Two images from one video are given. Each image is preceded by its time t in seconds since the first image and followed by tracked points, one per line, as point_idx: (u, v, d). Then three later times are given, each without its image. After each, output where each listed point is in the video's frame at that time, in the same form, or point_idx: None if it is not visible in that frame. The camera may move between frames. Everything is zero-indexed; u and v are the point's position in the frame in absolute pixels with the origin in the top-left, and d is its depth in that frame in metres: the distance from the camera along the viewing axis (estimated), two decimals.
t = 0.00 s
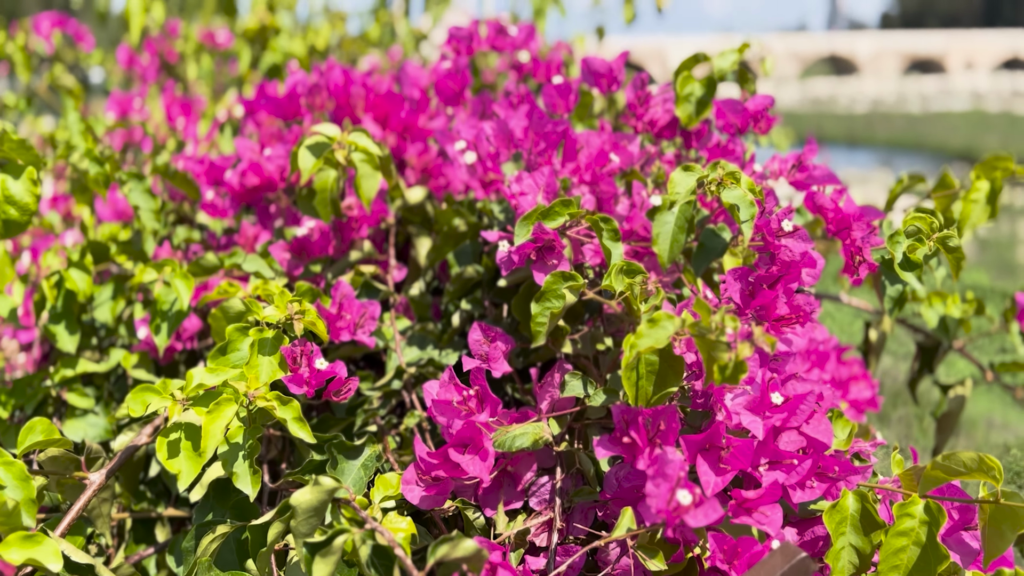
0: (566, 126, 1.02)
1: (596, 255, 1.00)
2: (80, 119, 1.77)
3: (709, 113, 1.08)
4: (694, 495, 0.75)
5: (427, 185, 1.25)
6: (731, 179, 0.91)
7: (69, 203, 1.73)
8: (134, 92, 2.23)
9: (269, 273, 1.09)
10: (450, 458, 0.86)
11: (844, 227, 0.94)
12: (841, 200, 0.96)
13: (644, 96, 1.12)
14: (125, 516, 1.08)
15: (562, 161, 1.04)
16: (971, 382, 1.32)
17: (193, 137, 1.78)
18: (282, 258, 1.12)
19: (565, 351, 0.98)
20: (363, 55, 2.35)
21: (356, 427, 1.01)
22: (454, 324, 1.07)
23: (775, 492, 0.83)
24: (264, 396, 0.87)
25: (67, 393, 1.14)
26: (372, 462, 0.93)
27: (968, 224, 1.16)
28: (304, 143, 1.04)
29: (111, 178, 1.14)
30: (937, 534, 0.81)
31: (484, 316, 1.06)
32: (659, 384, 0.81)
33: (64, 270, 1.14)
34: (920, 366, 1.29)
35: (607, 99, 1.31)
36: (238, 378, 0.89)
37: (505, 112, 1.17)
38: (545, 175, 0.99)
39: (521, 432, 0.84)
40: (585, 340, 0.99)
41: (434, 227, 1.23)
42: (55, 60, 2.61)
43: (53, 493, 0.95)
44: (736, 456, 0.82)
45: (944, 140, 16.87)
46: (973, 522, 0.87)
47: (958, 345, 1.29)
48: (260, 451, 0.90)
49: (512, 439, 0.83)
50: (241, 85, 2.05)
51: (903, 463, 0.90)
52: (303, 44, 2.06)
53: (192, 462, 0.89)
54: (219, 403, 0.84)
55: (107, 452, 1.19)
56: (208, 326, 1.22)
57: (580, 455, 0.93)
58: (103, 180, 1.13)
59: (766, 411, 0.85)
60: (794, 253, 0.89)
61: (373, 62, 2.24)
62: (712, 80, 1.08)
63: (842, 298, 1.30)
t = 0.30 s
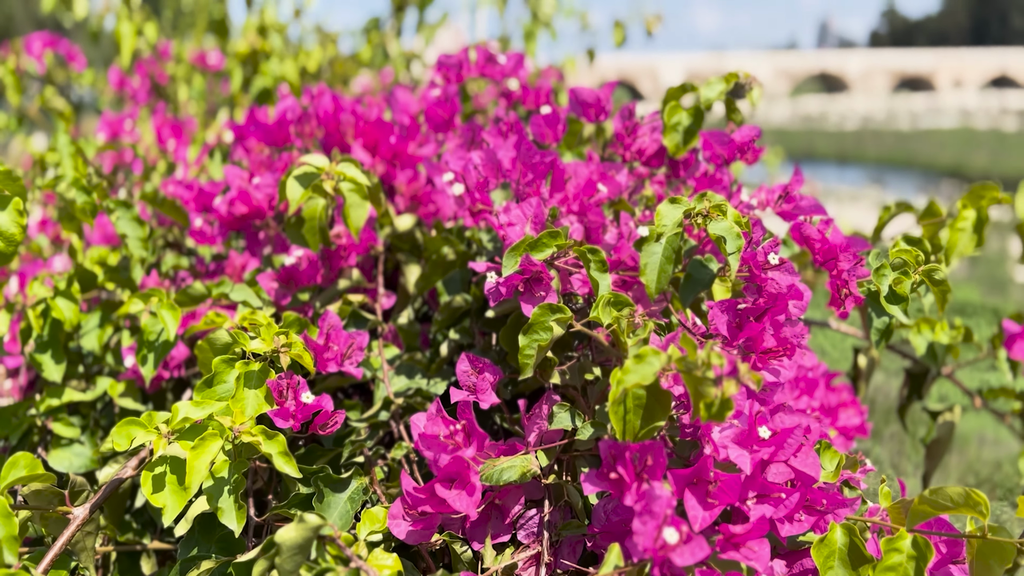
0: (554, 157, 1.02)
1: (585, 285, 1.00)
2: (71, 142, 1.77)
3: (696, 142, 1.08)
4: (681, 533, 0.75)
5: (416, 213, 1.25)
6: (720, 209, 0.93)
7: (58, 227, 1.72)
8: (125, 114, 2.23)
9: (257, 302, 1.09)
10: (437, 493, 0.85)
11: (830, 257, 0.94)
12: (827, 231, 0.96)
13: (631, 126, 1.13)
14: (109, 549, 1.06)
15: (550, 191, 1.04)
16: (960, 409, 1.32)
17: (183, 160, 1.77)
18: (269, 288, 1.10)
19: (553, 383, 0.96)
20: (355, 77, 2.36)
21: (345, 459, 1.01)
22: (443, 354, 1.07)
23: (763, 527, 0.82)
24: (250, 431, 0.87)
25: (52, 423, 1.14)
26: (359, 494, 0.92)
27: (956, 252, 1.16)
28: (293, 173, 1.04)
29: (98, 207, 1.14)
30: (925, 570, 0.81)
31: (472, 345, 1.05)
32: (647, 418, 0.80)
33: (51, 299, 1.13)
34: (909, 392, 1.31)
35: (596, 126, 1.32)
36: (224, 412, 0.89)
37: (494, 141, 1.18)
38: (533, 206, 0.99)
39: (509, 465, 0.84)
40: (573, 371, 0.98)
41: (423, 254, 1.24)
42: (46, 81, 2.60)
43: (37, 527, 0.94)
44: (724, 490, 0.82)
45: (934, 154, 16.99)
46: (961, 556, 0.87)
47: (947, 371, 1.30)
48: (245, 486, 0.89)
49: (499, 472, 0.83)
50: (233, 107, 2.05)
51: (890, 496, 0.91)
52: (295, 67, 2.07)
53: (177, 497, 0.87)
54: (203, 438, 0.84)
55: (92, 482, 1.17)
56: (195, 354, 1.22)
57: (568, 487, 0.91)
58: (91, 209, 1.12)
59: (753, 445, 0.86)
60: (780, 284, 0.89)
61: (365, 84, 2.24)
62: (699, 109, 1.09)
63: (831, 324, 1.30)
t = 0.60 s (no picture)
0: (541, 192, 1.03)
1: (571, 320, 1.00)
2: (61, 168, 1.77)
3: (682, 176, 1.09)
4: None
5: (405, 244, 1.25)
6: (708, 246, 0.93)
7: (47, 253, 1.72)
8: (117, 137, 2.23)
9: (243, 337, 1.09)
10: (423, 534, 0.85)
11: (815, 292, 0.95)
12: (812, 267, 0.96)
13: (618, 161, 1.14)
14: None
15: (537, 226, 1.05)
16: (949, 438, 1.32)
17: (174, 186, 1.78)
18: (256, 320, 1.10)
19: (540, 419, 0.96)
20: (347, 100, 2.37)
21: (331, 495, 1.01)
22: (430, 389, 1.06)
23: (748, 567, 0.82)
24: (234, 471, 0.86)
25: (37, 457, 1.13)
26: (345, 533, 0.91)
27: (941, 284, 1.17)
28: (281, 209, 1.05)
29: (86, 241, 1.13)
30: None
31: (460, 381, 1.04)
32: (632, 458, 0.80)
33: (37, 332, 1.13)
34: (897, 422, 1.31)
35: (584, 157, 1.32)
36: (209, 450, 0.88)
37: (482, 174, 1.18)
38: (520, 242, 0.99)
39: (495, 504, 0.84)
40: (561, 408, 0.98)
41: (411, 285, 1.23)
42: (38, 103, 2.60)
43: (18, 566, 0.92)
44: (710, 530, 0.81)
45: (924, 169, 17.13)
46: None
47: (934, 400, 1.30)
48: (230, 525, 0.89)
49: (485, 511, 0.83)
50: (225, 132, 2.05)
51: (877, 534, 0.91)
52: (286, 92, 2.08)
53: (162, 536, 0.87)
54: (188, 480, 0.83)
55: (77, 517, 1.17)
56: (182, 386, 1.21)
57: (555, 525, 0.91)
58: (78, 243, 1.12)
59: (739, 484, 0.85)
60: (766, 323, 0.89)
61: (356, 108, 2.25)
62: (685, 143, 1.10)
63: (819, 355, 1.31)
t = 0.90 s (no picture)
0: (529, 225, 1.04)
1: (561, 353, 0.99)
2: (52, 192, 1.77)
3: (671, 207, 1.09)
4: None
5: (395, 272, 1.26)
6: (694, 281, 0.95)
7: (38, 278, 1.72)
8: (109, 160, 2.23)
9: (233, 369, 1.08)
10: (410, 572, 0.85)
11: (802, 325, 0.95)
12: (800, 299, 0.97)
13: (606, 194, 1.15)
14: None
15: (526, 259, 1.06)
16: (936, 465, 1.33)
17: (166, 210, 1.78)
18: (246, 352, 1.11)
19: (529, 451, 0.97)
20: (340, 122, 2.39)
21: (320, 528, 1.01)
22: (418, 423, 1.04)
23: None
24: (222, 508, 0.85)
25: (25, 488, 1.12)
26: (333, 568, 0.93)
27: (928, 314, 1.18)
28: (271, 242, 1.05)
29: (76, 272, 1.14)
30: None
31: (448, 414, 1.02)
32: (620, 495, 0.79)
33: (25, 362, 1.12)
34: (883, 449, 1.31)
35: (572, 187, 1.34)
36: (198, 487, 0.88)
37: (472, 205, 1.19)
38: (509, 274, 1.00)
39: (483, 539, 0.86)
40: (549, 441, 0.97)
41: (401, 314, 1.24)
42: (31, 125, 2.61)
43: None
44: (696, 566, 0.82)
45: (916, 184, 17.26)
46: None
47: (922, 428, 1.31)
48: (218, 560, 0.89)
49: (473, 547, 0.84)
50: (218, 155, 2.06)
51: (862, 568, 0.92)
52: (279, 115, 2.09)
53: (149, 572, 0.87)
54: (175, 518, 0.82)
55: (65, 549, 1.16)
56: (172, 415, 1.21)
57: (543, 560, 0.91)
58: (68, 275, 1.12)
59: (727, 521, 0.85)
60: (752, 357, 0.90)
61: (349, 131, 2.27)
62: (672, 176, 1.12)
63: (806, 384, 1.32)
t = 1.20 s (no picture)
0: (517, 256, 1.04)
1: (549, 384, 0.99)
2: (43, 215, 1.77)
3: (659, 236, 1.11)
4: None
5: (384, 300, 1.26)
6: (683, 313, 0.95)
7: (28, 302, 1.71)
8: (102, 180, 2.23)
9: (222, 399, 1.07)
10: None
11: (789, 355, 0.97)
12: (786, 330, 0.99)
13: (595, 224, 1.15)
14: None
15: (515, 289, 1.06)
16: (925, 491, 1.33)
17: (157, 232, 1.78)
18: (235, 382, 1.10)
19: (518, 483, 0.96)
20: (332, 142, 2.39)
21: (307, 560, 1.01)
22: (406, 454, 1.04)
23: None
24: (208, 544, 0.86)
25: (10, 518, 1.08)
26: None
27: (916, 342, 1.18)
28: (261, 272, 1.04)
29: (65, 301, 1.13)
30: None
31: (436, 445, 1.01)
32: (607, 531, 0.79)
33: (12, 392, 1.10)
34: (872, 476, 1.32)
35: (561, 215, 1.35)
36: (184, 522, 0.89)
37: (461, 233, 1.20)
38: (498, 305, 1.00)
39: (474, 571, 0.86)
40: (538, 473, 0.97)
41: (391, 340, 1.26)
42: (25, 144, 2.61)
43: None
44: None
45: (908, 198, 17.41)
46: None
47: (910, 454, 1.31)
48: None
49: None
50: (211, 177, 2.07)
51: None
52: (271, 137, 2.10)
53: None
54: (162, 554, 0.83)
55: None
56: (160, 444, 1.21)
57: None
58: (56, 305, 1.12)
59: (713, 556, 0.85)
60: (739, 391, 0.90)
61: (341, 152, 2.27)
62: (661, 205, 1.12)
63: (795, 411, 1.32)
